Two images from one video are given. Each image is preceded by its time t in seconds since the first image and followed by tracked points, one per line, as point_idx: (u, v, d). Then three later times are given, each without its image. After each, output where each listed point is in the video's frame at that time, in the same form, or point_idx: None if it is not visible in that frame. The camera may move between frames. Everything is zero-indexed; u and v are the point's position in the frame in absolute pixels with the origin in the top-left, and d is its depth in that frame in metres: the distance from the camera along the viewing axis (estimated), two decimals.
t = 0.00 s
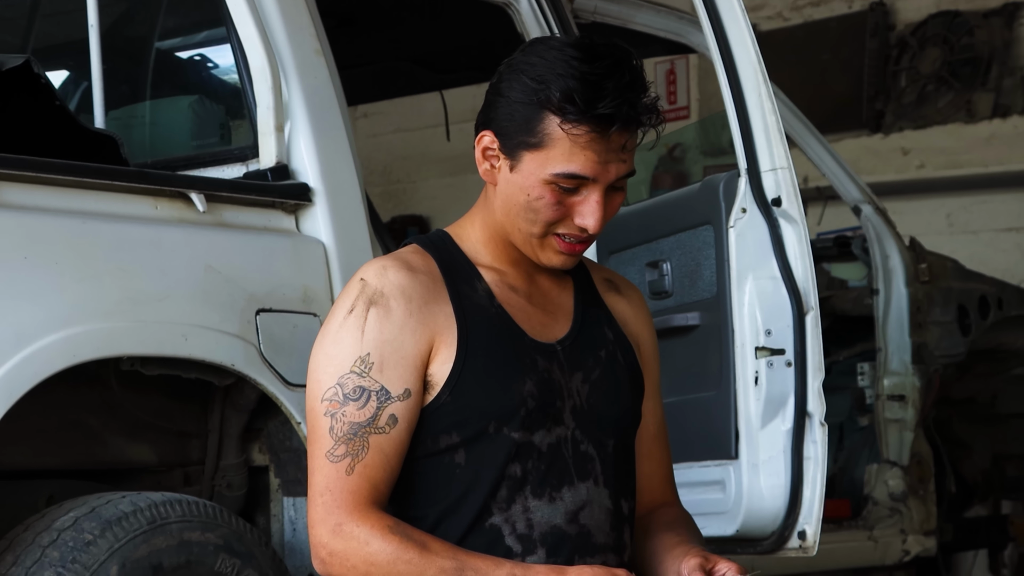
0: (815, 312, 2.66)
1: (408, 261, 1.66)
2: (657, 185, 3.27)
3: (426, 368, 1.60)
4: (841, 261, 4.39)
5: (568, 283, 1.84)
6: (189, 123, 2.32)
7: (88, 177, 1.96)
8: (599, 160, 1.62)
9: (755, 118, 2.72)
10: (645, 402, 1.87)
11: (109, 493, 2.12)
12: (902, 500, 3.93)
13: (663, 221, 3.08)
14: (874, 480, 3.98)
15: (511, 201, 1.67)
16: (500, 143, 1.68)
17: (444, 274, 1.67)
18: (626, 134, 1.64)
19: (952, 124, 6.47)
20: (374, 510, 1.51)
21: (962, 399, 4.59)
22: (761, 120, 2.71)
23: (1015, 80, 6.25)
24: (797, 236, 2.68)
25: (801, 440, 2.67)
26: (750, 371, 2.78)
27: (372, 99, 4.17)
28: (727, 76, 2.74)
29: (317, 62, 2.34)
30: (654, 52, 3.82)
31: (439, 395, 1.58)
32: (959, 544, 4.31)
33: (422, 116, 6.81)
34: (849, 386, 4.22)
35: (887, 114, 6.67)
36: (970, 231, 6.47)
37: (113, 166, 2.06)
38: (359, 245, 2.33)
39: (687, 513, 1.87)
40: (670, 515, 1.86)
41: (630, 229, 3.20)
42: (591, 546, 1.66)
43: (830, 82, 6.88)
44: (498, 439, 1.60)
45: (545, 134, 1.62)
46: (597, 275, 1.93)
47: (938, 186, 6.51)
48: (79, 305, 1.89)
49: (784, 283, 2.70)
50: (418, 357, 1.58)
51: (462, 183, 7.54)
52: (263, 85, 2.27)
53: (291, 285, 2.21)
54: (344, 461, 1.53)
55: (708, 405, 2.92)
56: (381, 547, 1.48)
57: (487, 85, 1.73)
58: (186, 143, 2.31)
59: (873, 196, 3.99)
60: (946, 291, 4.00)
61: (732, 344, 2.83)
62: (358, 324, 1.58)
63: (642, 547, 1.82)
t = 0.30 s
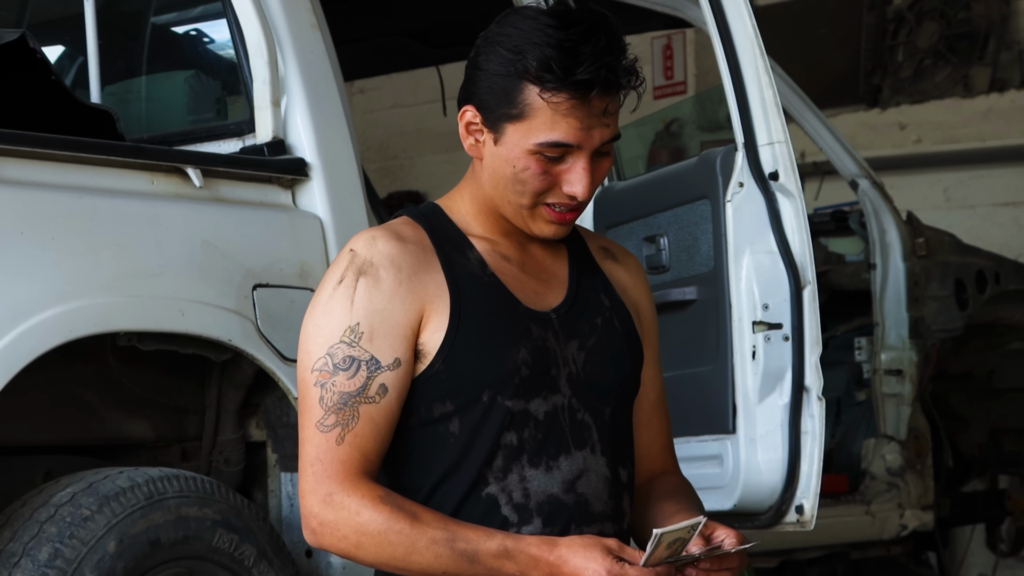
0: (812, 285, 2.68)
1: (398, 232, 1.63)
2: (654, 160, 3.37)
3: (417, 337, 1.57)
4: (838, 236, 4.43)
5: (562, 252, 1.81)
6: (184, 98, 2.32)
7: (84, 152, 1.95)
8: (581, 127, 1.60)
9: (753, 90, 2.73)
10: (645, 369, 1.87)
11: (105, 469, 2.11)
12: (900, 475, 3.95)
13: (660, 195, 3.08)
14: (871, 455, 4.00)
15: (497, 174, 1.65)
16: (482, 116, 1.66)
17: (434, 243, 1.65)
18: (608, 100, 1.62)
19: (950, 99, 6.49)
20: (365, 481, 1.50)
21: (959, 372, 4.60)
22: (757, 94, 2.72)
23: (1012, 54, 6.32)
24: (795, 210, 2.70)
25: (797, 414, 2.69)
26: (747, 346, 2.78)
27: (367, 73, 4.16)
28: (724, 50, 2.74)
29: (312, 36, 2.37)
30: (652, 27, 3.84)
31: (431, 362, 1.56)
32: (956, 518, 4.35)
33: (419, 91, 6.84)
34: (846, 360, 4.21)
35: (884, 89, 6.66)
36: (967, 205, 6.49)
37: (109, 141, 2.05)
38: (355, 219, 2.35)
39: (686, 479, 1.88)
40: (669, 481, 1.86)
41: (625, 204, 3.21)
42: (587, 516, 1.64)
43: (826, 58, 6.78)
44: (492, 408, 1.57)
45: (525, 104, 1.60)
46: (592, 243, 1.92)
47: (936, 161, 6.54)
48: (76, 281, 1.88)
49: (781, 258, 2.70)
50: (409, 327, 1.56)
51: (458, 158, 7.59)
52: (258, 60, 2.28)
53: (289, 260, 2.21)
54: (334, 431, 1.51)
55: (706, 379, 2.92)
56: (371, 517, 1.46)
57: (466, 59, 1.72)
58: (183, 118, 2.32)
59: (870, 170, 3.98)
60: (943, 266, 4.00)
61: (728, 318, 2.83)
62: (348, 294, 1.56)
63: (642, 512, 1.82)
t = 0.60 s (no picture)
0: (812, 276, 2.69)
1: (395, 221, 1.63)
2: (653, 150, 3.38)
3: (412, 327, 1.57)
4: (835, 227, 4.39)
5: (564, 241, 1.81)
6: (183, 88, 2.33)
7: (83, 142, 1.95)
8: (572, 108, 1.60)
9: (751, 81, 2.73)
10: (650, 358, 1.85)
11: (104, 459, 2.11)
12: (899, 465, 3.97)
13: (660, 185, 3.08)
14: (870, 446, 4.00)
15: (490, 158, 1.65)
16: (475, 100, 1.66)
17: (432, 232, 1.64)
18: (599, 81, 1.62)
19: (949, 88, 6.50)
20: (360, 472, 1.50)
21: (958, 362, 4.60)
22: (756, 84, 2.73)
23: (1011, 44, 6.35)
24: (794, 200, 2.71)
25: (797, 404, 2.70)
26: (746, 336, 2.77)
27: (366, 64, 4.17)
28: (723, 40, 2.74)
29: (311, 27, 2.36)
30: (651, 16, 3.85)
31: (427, 352, 1.55)
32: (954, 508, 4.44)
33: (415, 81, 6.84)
34: (845, 351, 4.21)
35: (883, 79, 6.67)
36: (967, 195, 6.49)
37: (108, 131, 2.05)
38: (353, 209, 2.35)
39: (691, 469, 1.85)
40: (673, 471, 1.84)
41: (624, 193, 3.22)
42: (582, 507, 1.63)
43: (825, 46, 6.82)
44: (488, 398, 1.57)
45: (516, 86, 1.60)
46: (597, 232, 1.89)
47: (937, 151, 6.51)
48: (75, 271, 1.88)
49: (780, 248, 2.71)
50: (406, 317, 1.56)
51: (456, 149, 7.52)
52: (258, 50, 2.28)
53: (287, 250, 2.21)
54: (329, 421, 1.51)
55: (706, 368, 2.91)
56: (365, 507, 1.46)
57: (460, 46, 1.72)
58: (181, 108, 2.33)
59: (869, 161, 3.99)
60: (942, 255, 4.01)
61: (728, 309, 2.82)
62: (344, 284, 1.56)
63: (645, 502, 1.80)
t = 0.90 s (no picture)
0: (811, 274, 2.68)
1: (398, 220, 1.63)
2: (653, 148, 3.38)
3: (416, 327, 1.57)
4: (836, 225, 4.34)
5: (569, 240, 1.80)
6: (183, 86, 2.33)
7: (83, 140, 1.95)
8: (574, 106, 1.60)
9: (751, 79, 2.73)
10: (656, 358, 1.84)
11: (104, 457, 2.11)
12: (899, 463, 3.97)
13: (659, 183, 3.08)
14: (870, 444, 3.99)
15: (493, 156, 1.65)
16: (479, 97, 1.66)
17: (436, 232, 1.64)
18: (602, 80, 1.62)
19: (949, 86, 6.50)
20: (364, 473, 1.50)
21: (959, 360, 4.60)
22: (756, 82, 2.72)
23: (1012, 41, 6.37)
24: (793, 199, 2.70)
25: (797, 403, 2.69)
26: (746, 334, 2.77)
27: (366, 62, 4.16)
28: (722, 38, 2.74)
29: (311, 25, 2.36)
30: (651, 14, 3.86)
31: (430, 352, 1.55)
32: (954, 506, 4.39)
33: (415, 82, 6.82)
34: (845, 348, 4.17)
35: (883, 77, 6.67)
36: (967, 192, 6.46)
37: (108, 129, 2.05)
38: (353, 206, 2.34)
39: (697, 469, 1.84)
40: (679, 470, 1.83)
41: (624, 191, 3.22)
42: (586, 506, 1.63)
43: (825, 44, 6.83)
44: (490, 398, 1.56)
45: (519, 84, 1.61)
46: (603, 232, 1.88)
47: (938, 148, 6.49)
48: (75, 269, 1.88)
49: (780, 246, 2.70)
50: (409, 317, 1.56)
51: (458, 147, 7.49)
52: (257, 48, 2.27)
53: (288, 248, 2.21)
54: (333, 422, 1.52)
55: (705, 366, 2.91)
56: (370, 508, 1.46)
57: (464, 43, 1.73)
58: (181, 106, 2.32)
59: (869, 157, 3.97)
60: (942, 253, 4.01)
61: (728, 307, 2.82)
62: (347, 283, 1.56)
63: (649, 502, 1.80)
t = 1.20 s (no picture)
0: (816, 283, 2.68)
1: (403, 229, 1.63)
2: (658, 156, 3.39)
3: (421, 336, 1.57)
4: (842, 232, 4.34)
5: (574, 249, 1.80)
6: (188, 95, 2.33)
7: (87, 149, 1.95)
8: (577, 108, 1.60)
9: (755, 88, 2.72)
10: (661, 368, 1.83)
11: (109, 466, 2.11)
12: (904, 471, 3.94)
13: (664, 192, 3.09)
14: (875, 451, 3.98)
15: (496, 161, 1.65)
16: (481, 102, 1.66)
17: (440, 240, 1.64)
18: (605, 81, 1.61)
19: (954, 94, 6.51)
20: (370, 482, 1.49)
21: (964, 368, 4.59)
22: (760, 90, 2.71)
23: (1017, 49, 6.33)
24: (797, 207, 2.70)
25: (802, 412, 2.69)
26: (750, 342, 2.78)
27: (372, 70, 4.18)
28: (727, 47, 2.73)
29: (315, 34, 2.36)
30: (657, 23, 3.86)
31: (436, 361, 1.55)
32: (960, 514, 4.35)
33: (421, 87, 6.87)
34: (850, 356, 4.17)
35: (889, 84, 6.65)
36: (972, 201, 6.47)
37: (113, 138, 2.05)
38: (358, 214, 2.34)
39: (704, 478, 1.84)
40: (686, 480, 1.83)
41: (630, 200, 3.24)
42: (591, 515, 1.62)
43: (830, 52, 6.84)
44: (496, 406, 1.57)
45: (521, 86, 1.61)
46: (607, 241, 1.88)
47: (943, 156, 6.49)
48: (81, 278, 1.88)
49: (785, 254, 2.71)
50: (414, 326, 1.56)
51: (463, 154, 7.50)
52: (262, 57, 2.27)
53: (293, 257, 2.21)
54: (339, 431, 1.51)
55: (712, 375, 2.91)
56: (377, 517, 1.46)
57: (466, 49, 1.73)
58: (186, 115, 2.33)
59: (874, 166, 3.97)
60: (947, 261, 4.00)
61: (733, 315, 2.82)
62: (353, 293, 1.56)
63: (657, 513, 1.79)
